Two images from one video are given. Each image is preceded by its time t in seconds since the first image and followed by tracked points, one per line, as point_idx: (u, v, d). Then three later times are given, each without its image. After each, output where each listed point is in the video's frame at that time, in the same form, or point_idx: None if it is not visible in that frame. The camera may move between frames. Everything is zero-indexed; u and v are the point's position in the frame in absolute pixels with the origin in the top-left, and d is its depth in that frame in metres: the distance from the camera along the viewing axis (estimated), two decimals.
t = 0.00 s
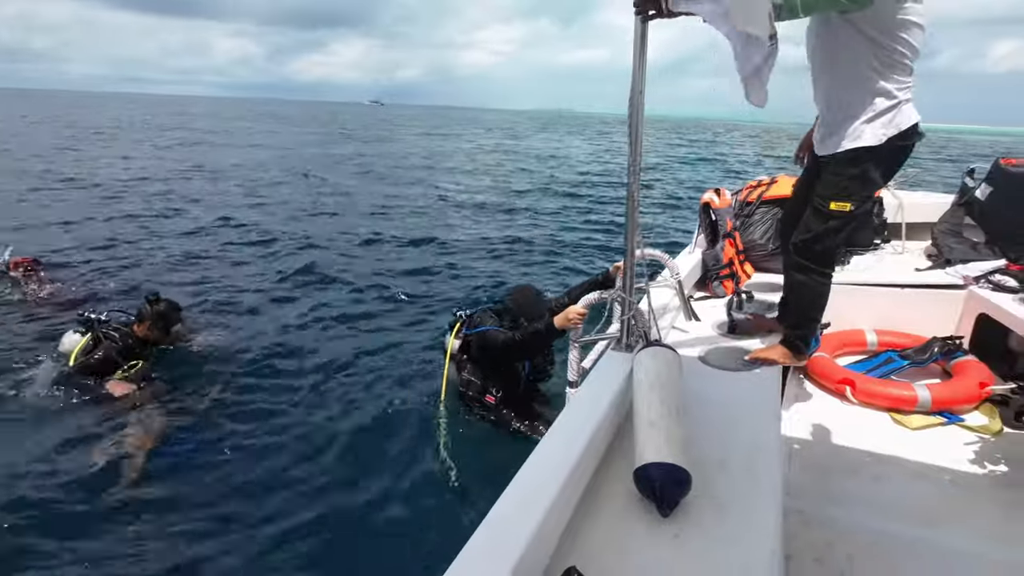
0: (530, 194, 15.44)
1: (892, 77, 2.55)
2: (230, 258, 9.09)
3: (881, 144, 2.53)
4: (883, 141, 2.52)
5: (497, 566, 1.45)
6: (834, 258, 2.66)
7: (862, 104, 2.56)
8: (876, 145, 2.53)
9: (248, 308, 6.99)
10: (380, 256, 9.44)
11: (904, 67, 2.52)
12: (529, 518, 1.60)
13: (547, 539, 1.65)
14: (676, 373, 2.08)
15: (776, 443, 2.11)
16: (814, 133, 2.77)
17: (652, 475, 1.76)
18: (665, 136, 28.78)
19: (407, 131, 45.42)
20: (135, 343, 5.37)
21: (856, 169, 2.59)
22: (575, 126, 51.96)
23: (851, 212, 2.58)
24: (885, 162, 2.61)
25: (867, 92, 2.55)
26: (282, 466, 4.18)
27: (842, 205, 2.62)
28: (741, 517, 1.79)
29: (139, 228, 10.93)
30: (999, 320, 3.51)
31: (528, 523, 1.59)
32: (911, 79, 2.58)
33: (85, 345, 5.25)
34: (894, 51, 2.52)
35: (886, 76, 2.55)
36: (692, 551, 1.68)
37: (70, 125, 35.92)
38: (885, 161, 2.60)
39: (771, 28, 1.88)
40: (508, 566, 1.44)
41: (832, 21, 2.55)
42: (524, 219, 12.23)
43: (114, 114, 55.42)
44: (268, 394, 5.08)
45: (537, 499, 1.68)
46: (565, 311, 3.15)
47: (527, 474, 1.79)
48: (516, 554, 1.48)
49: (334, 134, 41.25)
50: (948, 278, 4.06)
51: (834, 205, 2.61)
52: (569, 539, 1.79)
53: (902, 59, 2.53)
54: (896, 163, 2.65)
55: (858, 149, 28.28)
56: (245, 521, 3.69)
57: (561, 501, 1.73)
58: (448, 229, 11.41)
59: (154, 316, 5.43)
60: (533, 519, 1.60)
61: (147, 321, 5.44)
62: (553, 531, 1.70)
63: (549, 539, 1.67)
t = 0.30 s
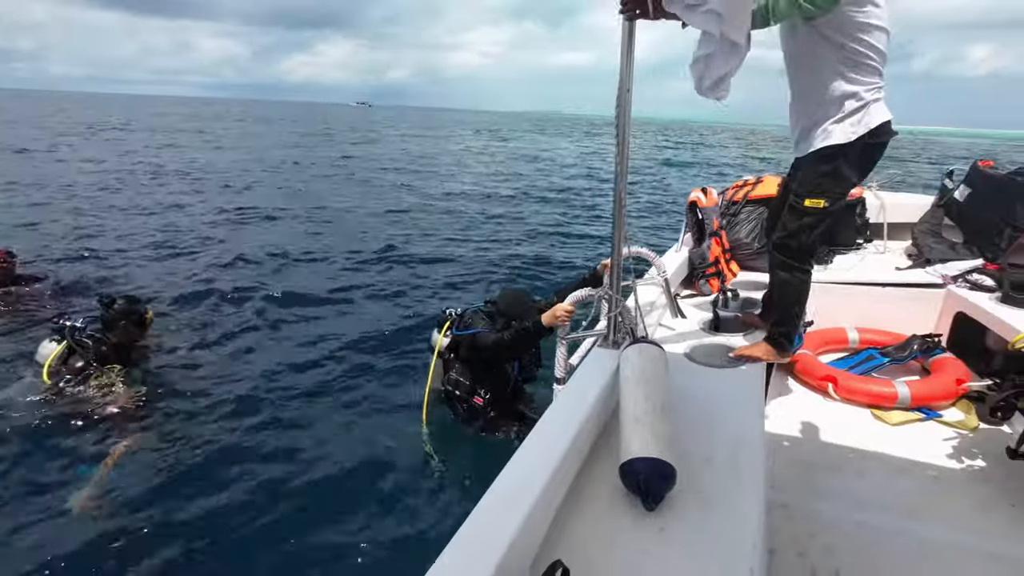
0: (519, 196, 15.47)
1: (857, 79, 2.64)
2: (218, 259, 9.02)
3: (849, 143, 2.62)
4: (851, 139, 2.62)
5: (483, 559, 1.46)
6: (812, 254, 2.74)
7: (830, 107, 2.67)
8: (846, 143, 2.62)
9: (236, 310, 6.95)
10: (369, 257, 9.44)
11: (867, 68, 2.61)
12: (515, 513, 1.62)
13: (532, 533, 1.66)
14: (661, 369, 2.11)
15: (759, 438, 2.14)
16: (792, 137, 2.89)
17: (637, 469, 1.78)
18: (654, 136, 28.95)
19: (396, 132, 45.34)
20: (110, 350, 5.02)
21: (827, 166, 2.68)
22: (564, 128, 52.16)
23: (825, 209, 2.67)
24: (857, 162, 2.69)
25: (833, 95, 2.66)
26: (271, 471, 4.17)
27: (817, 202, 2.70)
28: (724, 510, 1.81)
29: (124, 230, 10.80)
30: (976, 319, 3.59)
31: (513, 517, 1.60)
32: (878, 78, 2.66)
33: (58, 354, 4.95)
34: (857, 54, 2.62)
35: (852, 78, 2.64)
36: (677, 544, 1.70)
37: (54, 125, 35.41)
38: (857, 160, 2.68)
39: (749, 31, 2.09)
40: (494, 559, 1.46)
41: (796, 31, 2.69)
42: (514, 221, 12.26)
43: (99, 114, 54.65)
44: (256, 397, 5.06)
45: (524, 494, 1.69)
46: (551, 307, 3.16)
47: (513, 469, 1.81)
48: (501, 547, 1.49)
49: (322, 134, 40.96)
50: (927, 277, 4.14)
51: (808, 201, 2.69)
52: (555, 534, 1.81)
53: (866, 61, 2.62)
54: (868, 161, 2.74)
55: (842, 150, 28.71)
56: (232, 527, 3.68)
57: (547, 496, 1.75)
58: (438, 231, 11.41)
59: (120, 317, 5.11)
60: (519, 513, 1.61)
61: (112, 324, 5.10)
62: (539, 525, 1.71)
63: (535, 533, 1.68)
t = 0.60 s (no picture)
0: (513, 198, 15.50)
1: (822, 82, 2.83)
2: (211, 263, 8.99)
3: (812, 141, 2.82)
4: (813, 139, 2.82)
5: (472, 556, 1.47)
6: (771, 239, 2.95)
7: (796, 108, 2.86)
8: (807, 142, 2.83)
9: (230, 313, 6.93)
10: (363, 260, 9.42)
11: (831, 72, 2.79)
12: (505, 510, 1.62)
13: (522, 531, 1.66)
14: (653, 368, 2.12)
15: (749, 436, 2.16)
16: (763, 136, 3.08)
17: (627, 466, 1.80)
18: (647, 139, 29.06)
19: (389, 135, 45.38)
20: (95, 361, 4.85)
21: (785, 163, 2.89)
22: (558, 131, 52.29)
23: (780, 199, 2.88)
24: (823, 162, 2.88)
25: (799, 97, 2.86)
26: (263, 472, 4.14)
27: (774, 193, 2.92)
28: (713, 507, 1.83)
29: (116, 235, 10.73)
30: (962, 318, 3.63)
31: (503, 514, 1.61)
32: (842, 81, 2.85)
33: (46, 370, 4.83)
34: (822, 59, 2.81)
35: (818, 81, 2.83)
36: (666, 541, 1.72)
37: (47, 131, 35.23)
38: (820, 159, 2.87)
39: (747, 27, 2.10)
40: (484, 557, 1.46)
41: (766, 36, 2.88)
42: (508, 224, 12.28)
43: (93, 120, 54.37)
44: (249, 399, 5.03)
45: (514, 491, 1.70)
46: (543, 307, 3.16)
47: (504, 467, 1.81)
48: (491, 544, 1.50)
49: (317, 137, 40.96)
50: (915, 277, 4.18)
51: (765, 192, 2.92)
52: (546, 532, 1.82)
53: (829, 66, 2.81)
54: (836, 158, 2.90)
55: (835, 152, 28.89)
56: (222, 529, 3.65)
57: (538, 493, 1.76)
58: (432, 234, 11.41)
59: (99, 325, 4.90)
60: (508, 511, 1.62)
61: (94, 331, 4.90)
62: (530, 523, 1.72)
63: (525, 531, 1.69)
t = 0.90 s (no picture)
0: (511, 204, 15.51)
1: (793, 90, 2.75)
2: (208, 270, 9.00)
3: (779, 149, 2.72)
4: (781, 147, 2.73)
5: (461, 560, 1.47)
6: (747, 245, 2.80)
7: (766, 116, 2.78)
8: (775, 151, 2.73)
9: (226, 319, 6.93)
10: (359, 266, 9.42)
11: (802, 82, 2.74)
12: (494, 515, 1.63)
13: (511, 537, 1.67)
14: (643, 374, 2.13)
15: (739, 440, 2.17)
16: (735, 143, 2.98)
17: (616, 471, 1.80)
18: (645, 144, 29.13)
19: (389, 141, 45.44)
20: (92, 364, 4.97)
21: (756, 171, 2.77)
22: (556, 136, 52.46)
23: (755, 208, 2.74)
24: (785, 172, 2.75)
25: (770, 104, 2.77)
26: (256, 478, 4.11)
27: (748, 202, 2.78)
28: (702, 511, 1.83)
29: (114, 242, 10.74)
30: (953, 320, 3.67)
31: (492, 518, 1.61)
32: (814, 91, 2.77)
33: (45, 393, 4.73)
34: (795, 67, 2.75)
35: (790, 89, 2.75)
36: (655, 546, 1.72)
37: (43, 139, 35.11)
38: (789, 168, 2.76)
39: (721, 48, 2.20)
40: (473, 559, 1.47)
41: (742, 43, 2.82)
42: (505, 229, 12.28)
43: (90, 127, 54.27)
44: (243, 405, 5.01)
45: (504, 496, 1.71)
46: (536, 313, 3.18)
47: (495, 471, 1.82)
48: (479, 549, 1.50)
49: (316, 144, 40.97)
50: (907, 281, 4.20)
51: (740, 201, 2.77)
52: (537, 537, 1.82)
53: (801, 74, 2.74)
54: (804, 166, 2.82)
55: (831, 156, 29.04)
56: (214, 533, 3.62)
57: (528, 498, 1.76)
58: (430, 239, 11.42)
59: (91, 334, 5.04)
60: (498, 516, 1.62)
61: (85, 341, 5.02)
62: (520, 527, 1.73)
63: (515, 536, 1.70)
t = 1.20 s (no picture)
0: (510, 210, 15.53)
1: (774, 100, 2.87)
2: (206, 277, 8.99)
3: (766, 155, 2.85)
4: (769, 152, 2.85)
5: (453, 570, 1.46)
6: (741, 250, 2.95)
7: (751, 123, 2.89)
8: (762, 157, 2.85)
9: (224, 326, 6.91)
10: (357, 273, 9.41)
11: (781, 91, 2.86)
12: (487, 524, 1.62)
13: (504, 545, 1.66)
14: (636, 382, 2.13)
15: (734, 447, 2.16)
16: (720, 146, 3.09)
17: (609, 481, 1.79)
18: (644, 149, 29.19)
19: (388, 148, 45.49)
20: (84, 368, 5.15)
21: (745, 176, 2.90)
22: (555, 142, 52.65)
23: (747, 215, 2.88)
24: (769, 175, 2.89)
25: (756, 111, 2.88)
26: (253, 485, 4.08)
27: (740, 208, 2.92)
28: (697, 519, 1.82)
29: (112, 250, 10.73)
30: (954, 322, 3.65)
31: (484, 528, 1.60)
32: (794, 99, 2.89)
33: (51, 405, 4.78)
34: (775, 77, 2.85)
35: (773, 98, 2.87)
36: (650, 555, 1.70)
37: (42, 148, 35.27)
38: (774, 171, 2.89)
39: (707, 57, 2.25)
40: (465, 570, 1.45)
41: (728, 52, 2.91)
42: (504, 235, 12.30)
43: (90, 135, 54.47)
44: (240, 414, 4.98)
45: (497, 505, 1.70)
46: (531, 324, 3.19)
47: (488, 481, 1.81)
48: (471, 559, 1.49)
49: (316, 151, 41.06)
50: (906, 283, 4.18)
51: (732, 208, 2.91)
52: (531, 547, 1.81)
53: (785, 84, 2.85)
54: (785, 171, 2.97)
55: (829, 161, 29.10)
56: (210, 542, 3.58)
57: (521, 508, 1.75)
58: (429, 246, 11.42)
59: (79, 344, 5.18)
60: (490, 526, 1.61)
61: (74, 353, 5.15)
62: (513, 537, 1.72)
63: (509, 546, 1.69)
